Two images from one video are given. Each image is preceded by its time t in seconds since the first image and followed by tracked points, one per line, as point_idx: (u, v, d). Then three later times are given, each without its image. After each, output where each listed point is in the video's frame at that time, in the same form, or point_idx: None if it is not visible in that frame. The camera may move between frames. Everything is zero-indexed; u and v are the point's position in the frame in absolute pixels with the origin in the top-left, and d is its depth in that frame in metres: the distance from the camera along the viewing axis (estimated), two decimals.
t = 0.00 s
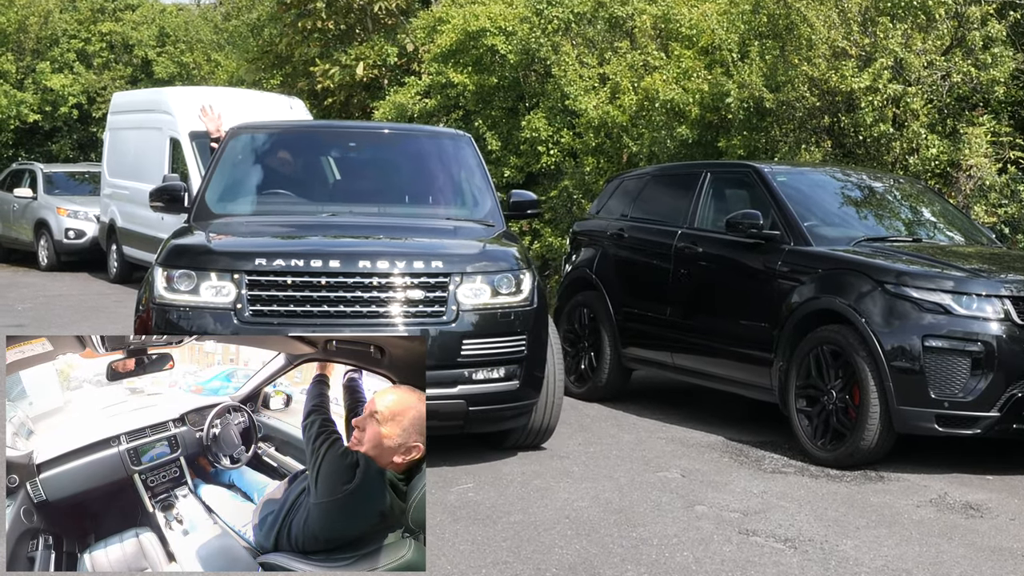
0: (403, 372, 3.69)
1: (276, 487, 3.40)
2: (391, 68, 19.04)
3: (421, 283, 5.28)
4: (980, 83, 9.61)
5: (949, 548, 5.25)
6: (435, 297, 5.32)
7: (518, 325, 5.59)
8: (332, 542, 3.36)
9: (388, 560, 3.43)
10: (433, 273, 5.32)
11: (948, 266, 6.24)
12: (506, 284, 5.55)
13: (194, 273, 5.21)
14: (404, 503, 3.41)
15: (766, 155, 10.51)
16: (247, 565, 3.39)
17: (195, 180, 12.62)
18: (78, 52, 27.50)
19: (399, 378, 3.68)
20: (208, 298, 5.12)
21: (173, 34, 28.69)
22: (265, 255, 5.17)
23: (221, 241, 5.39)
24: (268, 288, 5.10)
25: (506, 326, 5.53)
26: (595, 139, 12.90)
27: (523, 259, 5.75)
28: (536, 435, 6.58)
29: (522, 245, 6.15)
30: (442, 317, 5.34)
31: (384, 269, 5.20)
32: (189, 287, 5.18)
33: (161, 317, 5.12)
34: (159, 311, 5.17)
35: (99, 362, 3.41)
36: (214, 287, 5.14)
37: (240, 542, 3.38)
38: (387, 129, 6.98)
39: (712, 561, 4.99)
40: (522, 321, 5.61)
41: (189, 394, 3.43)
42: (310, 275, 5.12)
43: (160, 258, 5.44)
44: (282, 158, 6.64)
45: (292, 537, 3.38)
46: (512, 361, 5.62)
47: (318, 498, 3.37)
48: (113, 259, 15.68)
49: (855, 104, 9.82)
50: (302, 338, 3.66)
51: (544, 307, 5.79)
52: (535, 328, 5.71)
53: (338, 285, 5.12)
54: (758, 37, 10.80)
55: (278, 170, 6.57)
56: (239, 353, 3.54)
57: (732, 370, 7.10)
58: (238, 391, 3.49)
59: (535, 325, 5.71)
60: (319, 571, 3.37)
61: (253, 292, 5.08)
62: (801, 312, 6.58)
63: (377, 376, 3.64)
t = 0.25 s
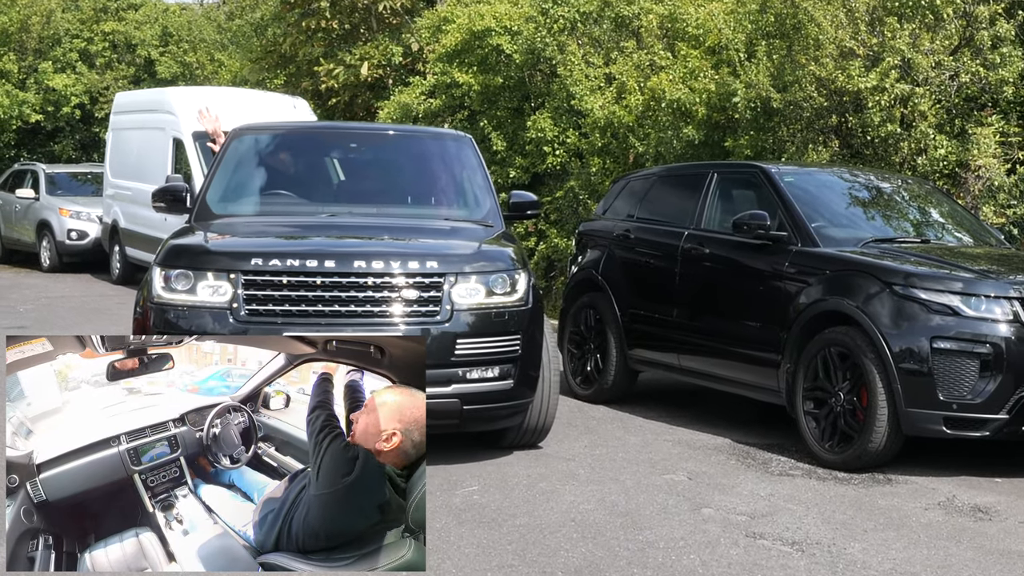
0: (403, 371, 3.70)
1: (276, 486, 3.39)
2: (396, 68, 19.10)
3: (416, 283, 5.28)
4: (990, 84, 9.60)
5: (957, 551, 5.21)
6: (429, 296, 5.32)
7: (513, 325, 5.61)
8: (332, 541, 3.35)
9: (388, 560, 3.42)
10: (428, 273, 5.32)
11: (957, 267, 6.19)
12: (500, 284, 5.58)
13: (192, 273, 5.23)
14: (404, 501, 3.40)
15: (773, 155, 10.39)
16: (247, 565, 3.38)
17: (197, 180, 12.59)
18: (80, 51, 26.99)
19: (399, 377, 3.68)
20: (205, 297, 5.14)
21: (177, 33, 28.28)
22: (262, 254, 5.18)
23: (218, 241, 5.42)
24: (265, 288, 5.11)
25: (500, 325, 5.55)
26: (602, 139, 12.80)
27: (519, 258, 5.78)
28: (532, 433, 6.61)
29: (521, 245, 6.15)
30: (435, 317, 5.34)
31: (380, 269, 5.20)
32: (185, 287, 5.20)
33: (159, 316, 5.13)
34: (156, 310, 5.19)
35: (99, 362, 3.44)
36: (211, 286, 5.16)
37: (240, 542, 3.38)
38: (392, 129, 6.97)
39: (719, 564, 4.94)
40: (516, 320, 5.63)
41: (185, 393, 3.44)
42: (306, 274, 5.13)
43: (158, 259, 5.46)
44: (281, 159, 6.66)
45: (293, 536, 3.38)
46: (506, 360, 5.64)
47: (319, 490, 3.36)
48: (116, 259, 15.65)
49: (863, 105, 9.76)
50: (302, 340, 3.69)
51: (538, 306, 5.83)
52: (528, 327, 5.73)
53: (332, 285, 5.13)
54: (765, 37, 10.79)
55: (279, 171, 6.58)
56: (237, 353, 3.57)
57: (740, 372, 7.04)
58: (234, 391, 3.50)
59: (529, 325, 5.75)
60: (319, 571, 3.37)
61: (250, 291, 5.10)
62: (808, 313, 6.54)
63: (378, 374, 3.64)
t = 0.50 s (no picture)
0: (403, 372, 3.68)
1: (276, 486, 3.36)
2: (400, 68, 19.04)
3: (411, 282, 5.36)
4: (998, 83, 9.49)
5: (966, 554, 5.16)
6: (423, 296, 5.40)
7: (507, 325, 5.66)
8: (333, 541, 3.32)
9: (387, 560, 3.38)
10: (422, 272, 5.41)
11: (965, 268, 6.14)
12: (495, 284, 5.62)
13: (189, 273, 5.32)
14: (404, 502, 3.37)
15: (779, 155, 10.37)
16: (247, 565, 3.35)
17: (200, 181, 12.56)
18: (83, 51, 26.58)
19: (399, 377, 3.67)
20: (202, 297, 5.23)
21: (177, 32, 27.41)
22: (257, 254, 5.29)
23: (214, 241, 5.51)
24: (260, 287, 5.22)
25: (494, 325, 5.60)
26: (608, 139, 12.73)
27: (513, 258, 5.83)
28: (528, 431, 6.61)
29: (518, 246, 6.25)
30: (430, 317, 5.41)
31: (374, 268, 5.30)
32: (183, 287, 5.29)
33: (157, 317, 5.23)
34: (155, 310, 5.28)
35: (99, 362, 3.42)
36: (207, 286, 5.25)
37: (240, 542, 3.35)
38: (397, 131, 7.26)
39: (726, 567, 4.90)
40: (511, 320, 5.68)
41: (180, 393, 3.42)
42: (301, 273, 5.24)
43: (156, 258, 5.55)
44: (287, 160, 6.95)
45: (293, 536, 3.34)
46: (500, 359, 5.68)
47: (321, 492, 3.33)
48: (119, 261, 15.62)
49: (870, 104, 9.69)
50: (301, 338, 3.65)
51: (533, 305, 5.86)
52: (522, 326, 5.76)
53: (327, 284, 5.23)
54: (773, 37, 10.86)
55: (286, 172, 6.87)
56: (234, 353, 3.55)
57: (747, 374, 6.99)
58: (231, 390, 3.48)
59: (524, 324, 5.78)
60: (319, 571, 3.33)
61: (245, 290, 5.21)
62: (816, 314, 6.50)
63: (378, 374, 3.62)
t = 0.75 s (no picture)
0: (403, 372, 3.66)
1: (275, 486, 3.33)
2: (405, 68, 18.96)
3: (406, 281, 5.42)
4: (1006, 83, 9.40)
5: (974, 557, 5.11)
6: (419, 295, 5.44)
7: (501, 324, 5.71)
8: (332, 541, 3.29)
9: (387, 560, 3.37)
10: (417, 271, 5.45)
11: (974, 270, 6.10)
12: (489, 284, 5.67)
13: (186, 271, 5.40)
14: (404, 502, 3.36)
15: (788, 155, 10.25)
16: (248, 565, 3.33)
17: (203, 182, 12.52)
18: (85, 50, 26.32)
19: (399, 377, 3.64)
20: (199, 296, 5.31)
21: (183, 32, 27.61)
22: (254, 254, 5.36)
23: (212, 241, 5.59)
24: (256, 286, 5.29)
25: (488, 325, 5.64)
26: (615, 140, 12.66)
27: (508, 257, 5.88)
28: (524, 430, 6.65)
29: (516, 246, 6.30)
30: (424, 316, 5.45)
31: (370, 267, 5.35)
32: (180, 285, 5.38)
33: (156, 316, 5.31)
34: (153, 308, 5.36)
35: (99, 362, 3.39)
36: (205, 285, 5.33)
37: (240, 542, 3.33)
38: (402, 133, 7.27)
39: (733, 570, 4.86)
40: (504, 319, 5.72)
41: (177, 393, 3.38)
42: (297, 273, 5.30)
43: (155, 258, 5.63)
44: (290, 161, 6.95)
45: (293, 536, 3.31)
46: (494, 358, 5.75)
47: (320, 493, 3.30)
48: (121, 262, 15.58)
49: (878, 104, 9.63)
50: (301, 339, 3.62)
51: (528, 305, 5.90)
52: (517, 325, 5.80)
53: (323, 283, 5.29)
54: (779, 36, 10.71)
55: (288, 172, 6.87)
56: (231, 353, 3.52)
57: (754, 376, 6.96)
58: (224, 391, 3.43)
59: (518, 323, 5.82)
60: (319, 571, 3.31)
61: (241, 290, 5.28)
62: (823, 316, 6.45)
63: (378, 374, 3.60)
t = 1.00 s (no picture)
0: (403, 372, 3.59)
1: (275, 487, 3.30)
2: (410, 68, 18.94)
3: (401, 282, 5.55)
4: (1016, 83, 9.33)
5: (983, 560, 5.06)
6: (415, 295, 5.57)
7: (496, 322, 5.82)
8: (333, 542, 3.26)
9: (387, 560, 3.35)
10: (412, 271, 5.58)
11: (982, 271, 6.05)
12: (484, 283, 5.79)
13: (185, 271, 5.55)
14: (404, 504, 3.33)
15: (795, 156, 10.28)
16: (248, 565, 3.30)
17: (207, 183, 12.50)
18: (88, 50, 26.29)
19: (399, 378, 3.57)
20: (196, 295, 5.47)
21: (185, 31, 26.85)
22: (251, 254, 5.50)
23: (211, 241, 5.74)
24: (253, 286, 5.44)
25: (484, 324, 5.76)
26: (621, 140, 12.58)
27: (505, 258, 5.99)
28: (522, 428, 6.71)
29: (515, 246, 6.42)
30: (419, 315, 5.57)
31: (365, 267, 5.48)
32: (178, 284, 5.52)
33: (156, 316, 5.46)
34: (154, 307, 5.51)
35: (99, 362, 3.36)
36: (202, 284, 5.48)
37: (240, 542, 3.30)
38: (408, 134, 7.37)
39: (739, 573, 4.82)
40: (501, 317, 5.84)
41: (171, 394, 3.35)
42: (293, 273, 5.44)
43: (155, 257, 5.78)
44: (294, 162, 7.03)
45: (293, 536, 3.28)
46: (488, 357, 5.84)
47: (320, 495, 3.27)
48: (124, 262, 15.56)
49: (886, 104, 9.58)
50: (302, 338, 3.56)
51: (523, 303, 6.01)
52: (512, 323, 5.91)
53: (319, 283, 5.44)
54: (788, 36, 10.64)
55: (292, 172, 6.97)
56: (229, 353, 3.48)
57: (760, 378, 6.92)
58: (218, 392, 3.39)
59: (514, 321, 5.93)
60: (319, 571, 3.27)
61: (239, 289, 5.43)
62: (831, 317, 6.41)
63: (378, 375, 3.53)
